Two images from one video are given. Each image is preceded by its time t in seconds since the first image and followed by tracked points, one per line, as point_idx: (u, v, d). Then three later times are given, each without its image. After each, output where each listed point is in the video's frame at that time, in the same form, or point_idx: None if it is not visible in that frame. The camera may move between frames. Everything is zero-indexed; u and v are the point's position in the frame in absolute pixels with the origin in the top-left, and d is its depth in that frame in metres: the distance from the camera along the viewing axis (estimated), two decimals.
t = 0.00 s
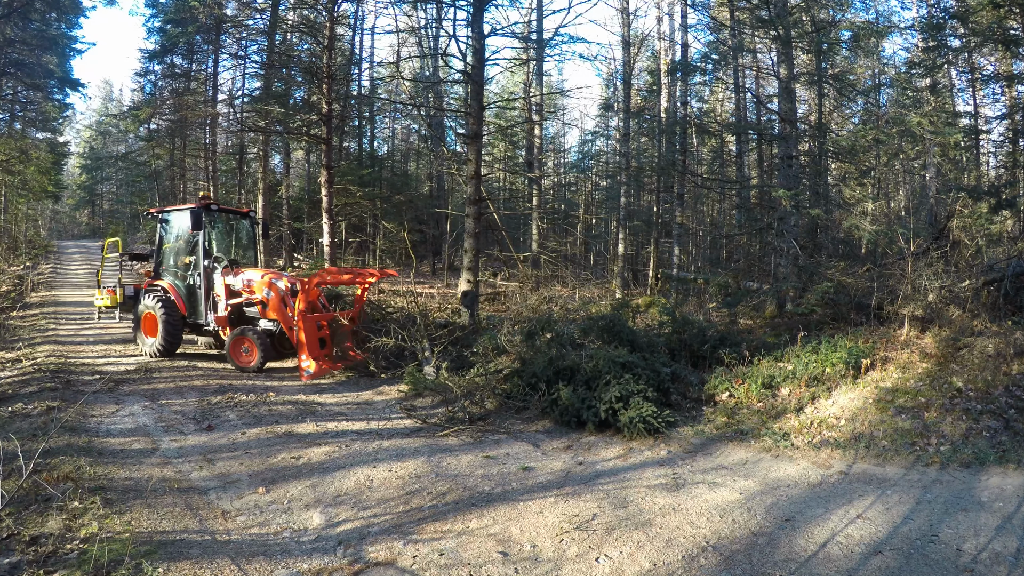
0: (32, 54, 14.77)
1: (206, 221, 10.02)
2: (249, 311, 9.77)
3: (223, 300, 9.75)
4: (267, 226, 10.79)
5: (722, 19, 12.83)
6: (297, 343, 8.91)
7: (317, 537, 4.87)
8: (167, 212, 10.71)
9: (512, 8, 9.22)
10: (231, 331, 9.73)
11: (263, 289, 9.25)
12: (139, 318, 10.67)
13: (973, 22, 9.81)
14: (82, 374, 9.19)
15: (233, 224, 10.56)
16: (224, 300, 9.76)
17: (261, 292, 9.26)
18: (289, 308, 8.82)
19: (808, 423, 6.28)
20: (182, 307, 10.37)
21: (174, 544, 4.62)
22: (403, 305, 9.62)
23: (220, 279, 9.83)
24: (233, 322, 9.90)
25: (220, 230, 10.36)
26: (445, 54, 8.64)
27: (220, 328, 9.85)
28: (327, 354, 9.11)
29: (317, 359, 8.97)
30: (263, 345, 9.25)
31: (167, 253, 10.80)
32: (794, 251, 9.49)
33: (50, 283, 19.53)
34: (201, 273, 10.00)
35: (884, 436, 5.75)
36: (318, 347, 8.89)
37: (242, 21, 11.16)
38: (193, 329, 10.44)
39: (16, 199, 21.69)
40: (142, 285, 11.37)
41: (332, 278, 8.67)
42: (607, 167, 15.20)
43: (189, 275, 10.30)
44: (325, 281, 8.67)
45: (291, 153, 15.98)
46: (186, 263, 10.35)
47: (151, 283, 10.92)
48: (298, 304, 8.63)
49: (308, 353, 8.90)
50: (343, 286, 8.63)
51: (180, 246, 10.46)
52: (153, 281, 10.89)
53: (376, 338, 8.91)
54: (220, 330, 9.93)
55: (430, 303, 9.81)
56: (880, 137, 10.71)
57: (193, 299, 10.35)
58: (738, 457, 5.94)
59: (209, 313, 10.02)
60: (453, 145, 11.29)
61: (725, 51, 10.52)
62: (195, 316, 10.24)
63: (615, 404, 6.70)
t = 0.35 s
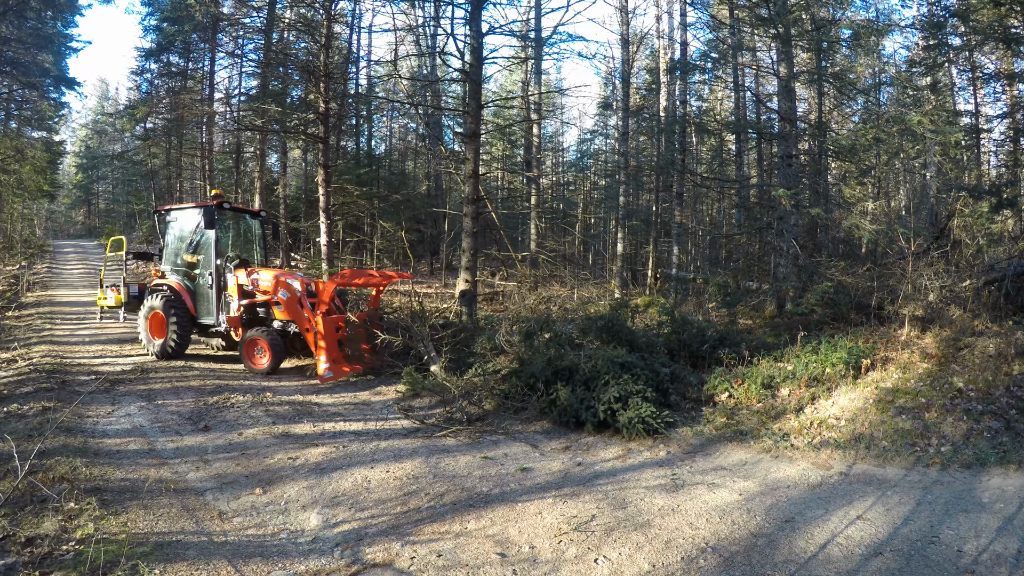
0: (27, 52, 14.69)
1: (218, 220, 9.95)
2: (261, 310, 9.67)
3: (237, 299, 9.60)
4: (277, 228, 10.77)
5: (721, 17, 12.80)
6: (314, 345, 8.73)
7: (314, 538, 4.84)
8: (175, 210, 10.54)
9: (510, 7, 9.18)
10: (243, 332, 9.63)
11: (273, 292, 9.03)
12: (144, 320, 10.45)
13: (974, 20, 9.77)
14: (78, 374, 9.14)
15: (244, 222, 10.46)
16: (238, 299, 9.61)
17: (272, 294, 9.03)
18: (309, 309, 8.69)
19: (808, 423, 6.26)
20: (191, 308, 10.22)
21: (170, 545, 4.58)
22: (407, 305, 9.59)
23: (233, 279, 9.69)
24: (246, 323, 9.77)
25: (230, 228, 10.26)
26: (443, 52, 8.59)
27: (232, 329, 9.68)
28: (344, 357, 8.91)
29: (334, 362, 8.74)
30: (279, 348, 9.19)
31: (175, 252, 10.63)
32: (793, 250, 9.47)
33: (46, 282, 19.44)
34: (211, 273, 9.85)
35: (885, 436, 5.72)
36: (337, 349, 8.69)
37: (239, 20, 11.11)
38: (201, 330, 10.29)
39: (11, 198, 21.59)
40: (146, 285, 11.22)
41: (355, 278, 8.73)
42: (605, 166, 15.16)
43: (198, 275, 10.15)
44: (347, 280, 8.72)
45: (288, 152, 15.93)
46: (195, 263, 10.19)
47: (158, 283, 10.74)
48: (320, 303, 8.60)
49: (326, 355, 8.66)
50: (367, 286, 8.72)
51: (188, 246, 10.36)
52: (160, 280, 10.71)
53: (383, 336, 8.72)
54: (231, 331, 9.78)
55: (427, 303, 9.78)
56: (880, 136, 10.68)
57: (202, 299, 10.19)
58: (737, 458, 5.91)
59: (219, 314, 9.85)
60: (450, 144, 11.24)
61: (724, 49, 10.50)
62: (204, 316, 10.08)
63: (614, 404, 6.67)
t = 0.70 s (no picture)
0: (22, 51, 14.62)
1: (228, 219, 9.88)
2: (273, 310, 9.71)
3: (244, 301, 9.57)
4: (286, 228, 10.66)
5: (720, 16, 12.77)
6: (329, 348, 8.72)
7: (311, 539, 4.80)
8: (181, 209, 10.42)
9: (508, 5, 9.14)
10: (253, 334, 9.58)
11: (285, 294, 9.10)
12: (149, 321, 10.34)
13: (975, 19, 9.74)
14: (73, 374, 9.09)
15: (252, 222, 10.37)
16: (247, 301, 9.57)
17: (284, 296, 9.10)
18: (322, 311, 8.70)
19: (808, 424, 6.23)
20: (199, 309, 10.15)
21: (166, 546, 4.54)
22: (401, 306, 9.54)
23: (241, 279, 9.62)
24: (255, 324, 9.80)
25: (238, 229, 10.16)
26: (441, 50, 8.54)
27: (242, 332, 9.68)
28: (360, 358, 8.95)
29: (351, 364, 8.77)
30: (286, 348, 9.11)
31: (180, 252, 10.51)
32: (793, 250, 9.44)
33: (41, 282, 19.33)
34: (221, 273, 9.79)
35: (885, 437, 5.69)
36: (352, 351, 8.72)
37: (235, 18, 11.04)
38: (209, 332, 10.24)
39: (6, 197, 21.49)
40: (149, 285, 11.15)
41: (366, 278, 8.65)
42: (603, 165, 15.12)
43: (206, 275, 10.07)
44: (359, 281, 8.64)
45: (285, 151, 15.87)
46: (203, 262, 10.11)
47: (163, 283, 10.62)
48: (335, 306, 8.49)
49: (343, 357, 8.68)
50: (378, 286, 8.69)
51: (193, 246, 10.27)
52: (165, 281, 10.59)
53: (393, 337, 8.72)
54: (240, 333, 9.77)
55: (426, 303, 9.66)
56: (881, 135, 10.66)
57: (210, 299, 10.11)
58: (736, 459, 5.88)
59: (229, 315, 9.83)
60: (448, 143, 11.20)
61: (723, 48, 10.46)
62: (212, 318, 10.02)
63: (612, 405, 6.63)
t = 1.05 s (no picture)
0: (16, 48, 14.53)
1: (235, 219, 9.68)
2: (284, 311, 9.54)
3: (253, 302, 9.43)
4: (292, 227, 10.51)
5: (719, 13, 12.73)
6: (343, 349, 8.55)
7: (307, 541, 4.76)
8: (187, 209, 10.24)
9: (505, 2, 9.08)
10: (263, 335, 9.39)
11: (297, 294, 8.98)
12: (155, 322, 10.21)
13: (976, 17, 9.71)
14: (68, 374, 9.03)
15: (259, 220, 10.19)
16: (257, 301, 9.41)
17: (296, 297, 8.97)
18: (335, 310, 8.53)
19: (808, 425, 6.20)
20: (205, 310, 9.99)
21: (162, 548, 4.50)
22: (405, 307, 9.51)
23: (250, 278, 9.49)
24: (266, 325, 9.61)
25: (244, 227, 9.98)
26: (438, 48, 8.49)
27: (251, 333, 9.50)
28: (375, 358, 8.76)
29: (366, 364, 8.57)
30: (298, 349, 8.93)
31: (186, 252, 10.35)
32: (793, 249, 9.41)
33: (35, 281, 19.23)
34: (229, 274, 9.62)
35: (886, 438, 5.66)
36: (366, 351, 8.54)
37: (231, 15, 10.96)
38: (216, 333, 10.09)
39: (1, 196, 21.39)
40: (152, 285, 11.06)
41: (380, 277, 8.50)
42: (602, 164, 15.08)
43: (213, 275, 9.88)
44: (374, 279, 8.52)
45: (281, 149, 15.79)
46: (209, 263, 9.92)
47: (169, 284, 10.45)
48: (349, 306, 8.32)
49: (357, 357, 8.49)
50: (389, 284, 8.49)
51: (199, 245, 10.08)
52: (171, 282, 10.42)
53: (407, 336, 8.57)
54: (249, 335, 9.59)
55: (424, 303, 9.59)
56: (881, 134, 10.62)
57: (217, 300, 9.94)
58: (736, 459, 5.84)
59: (237, 317, 9.66)
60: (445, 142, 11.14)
61: (722, 46, 10.42)
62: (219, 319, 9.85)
63: (611, 405, 6.59)
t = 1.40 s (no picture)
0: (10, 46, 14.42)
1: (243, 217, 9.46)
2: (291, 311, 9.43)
3: (260, 302, 9.17)
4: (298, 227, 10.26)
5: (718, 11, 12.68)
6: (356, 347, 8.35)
7: (304, 542, 4.71)
8: (193, 208, 10.04)
9: None
10: (270, 337, 9.22)
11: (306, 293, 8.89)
12: (158, 322, 9.94)
13: (978, 14, 9.66)
14: (62, 375, 8.96)
15: (266, 219, 9.98)
16: (263, 302, 9.17)
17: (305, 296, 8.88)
18: (347, 309, 8.38)
19: (808, 425, 6.16)
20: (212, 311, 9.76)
21: (157, 550, 4.46)
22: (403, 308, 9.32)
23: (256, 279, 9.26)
24: (273, 325, 9.45)
25: (252, 226, 9.76)
26: (435, 46, 8.43)
27: (259, 334, 9.26)
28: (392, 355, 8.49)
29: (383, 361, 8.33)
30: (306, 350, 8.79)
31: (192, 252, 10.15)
32: (793, 248, 9.37)
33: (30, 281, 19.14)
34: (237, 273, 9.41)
35: (886, 439, 5.63)
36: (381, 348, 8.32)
37: (226, 13, 10.87)
38: (222, 334, 9.86)
39: None
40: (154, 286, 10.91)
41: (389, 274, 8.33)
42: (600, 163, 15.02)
43: (220, 276, 9.70)
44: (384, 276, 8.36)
45: (277, 148, 15.71)
46: (216, 262, 9.72)
47: (173, 283, 10.22)
48: (364, 301, 8.20)
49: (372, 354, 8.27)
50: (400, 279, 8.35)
51: (207, 244, 9.88)
52: (175, 282, 10.21)
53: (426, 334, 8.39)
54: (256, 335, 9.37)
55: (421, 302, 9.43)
56: (882, 133, 10.59)
57: (223, 301, 9.74)
58: (735, 460, 5.81)
59: (245, 317, 9.46)
60: (442, 140, 11.08)
61: (722, 44, 10.38)
62: (228, 320, 9.67)
63: (609, 406, 6.55)
